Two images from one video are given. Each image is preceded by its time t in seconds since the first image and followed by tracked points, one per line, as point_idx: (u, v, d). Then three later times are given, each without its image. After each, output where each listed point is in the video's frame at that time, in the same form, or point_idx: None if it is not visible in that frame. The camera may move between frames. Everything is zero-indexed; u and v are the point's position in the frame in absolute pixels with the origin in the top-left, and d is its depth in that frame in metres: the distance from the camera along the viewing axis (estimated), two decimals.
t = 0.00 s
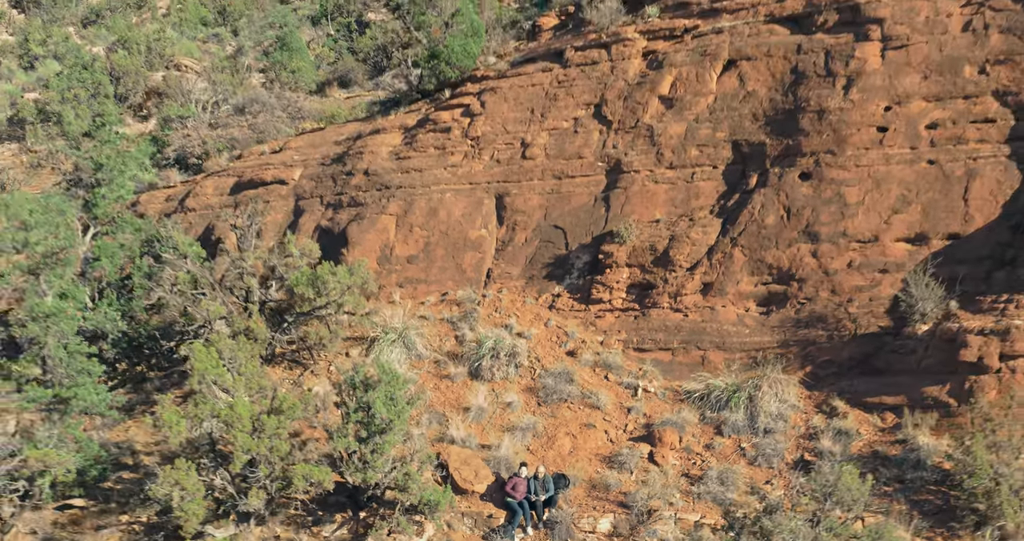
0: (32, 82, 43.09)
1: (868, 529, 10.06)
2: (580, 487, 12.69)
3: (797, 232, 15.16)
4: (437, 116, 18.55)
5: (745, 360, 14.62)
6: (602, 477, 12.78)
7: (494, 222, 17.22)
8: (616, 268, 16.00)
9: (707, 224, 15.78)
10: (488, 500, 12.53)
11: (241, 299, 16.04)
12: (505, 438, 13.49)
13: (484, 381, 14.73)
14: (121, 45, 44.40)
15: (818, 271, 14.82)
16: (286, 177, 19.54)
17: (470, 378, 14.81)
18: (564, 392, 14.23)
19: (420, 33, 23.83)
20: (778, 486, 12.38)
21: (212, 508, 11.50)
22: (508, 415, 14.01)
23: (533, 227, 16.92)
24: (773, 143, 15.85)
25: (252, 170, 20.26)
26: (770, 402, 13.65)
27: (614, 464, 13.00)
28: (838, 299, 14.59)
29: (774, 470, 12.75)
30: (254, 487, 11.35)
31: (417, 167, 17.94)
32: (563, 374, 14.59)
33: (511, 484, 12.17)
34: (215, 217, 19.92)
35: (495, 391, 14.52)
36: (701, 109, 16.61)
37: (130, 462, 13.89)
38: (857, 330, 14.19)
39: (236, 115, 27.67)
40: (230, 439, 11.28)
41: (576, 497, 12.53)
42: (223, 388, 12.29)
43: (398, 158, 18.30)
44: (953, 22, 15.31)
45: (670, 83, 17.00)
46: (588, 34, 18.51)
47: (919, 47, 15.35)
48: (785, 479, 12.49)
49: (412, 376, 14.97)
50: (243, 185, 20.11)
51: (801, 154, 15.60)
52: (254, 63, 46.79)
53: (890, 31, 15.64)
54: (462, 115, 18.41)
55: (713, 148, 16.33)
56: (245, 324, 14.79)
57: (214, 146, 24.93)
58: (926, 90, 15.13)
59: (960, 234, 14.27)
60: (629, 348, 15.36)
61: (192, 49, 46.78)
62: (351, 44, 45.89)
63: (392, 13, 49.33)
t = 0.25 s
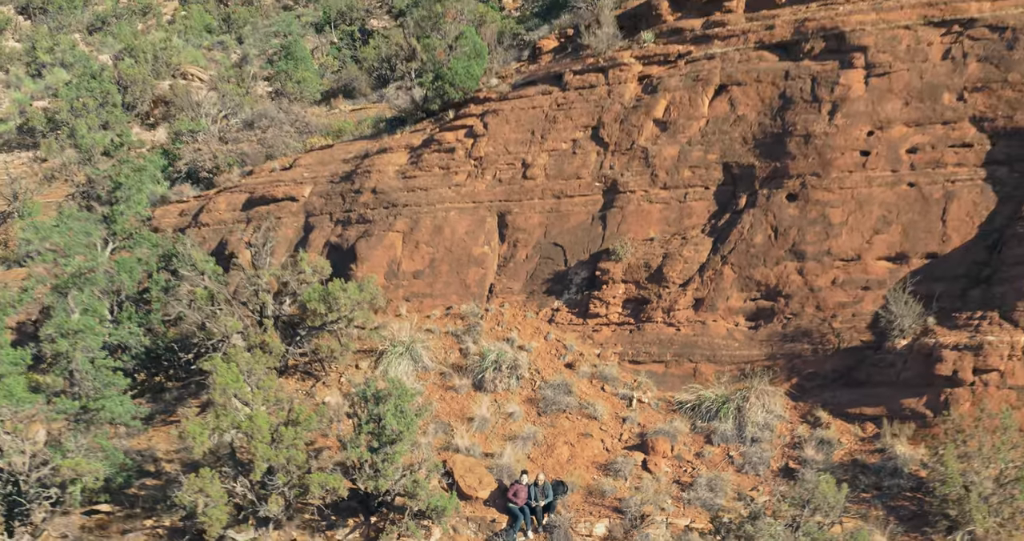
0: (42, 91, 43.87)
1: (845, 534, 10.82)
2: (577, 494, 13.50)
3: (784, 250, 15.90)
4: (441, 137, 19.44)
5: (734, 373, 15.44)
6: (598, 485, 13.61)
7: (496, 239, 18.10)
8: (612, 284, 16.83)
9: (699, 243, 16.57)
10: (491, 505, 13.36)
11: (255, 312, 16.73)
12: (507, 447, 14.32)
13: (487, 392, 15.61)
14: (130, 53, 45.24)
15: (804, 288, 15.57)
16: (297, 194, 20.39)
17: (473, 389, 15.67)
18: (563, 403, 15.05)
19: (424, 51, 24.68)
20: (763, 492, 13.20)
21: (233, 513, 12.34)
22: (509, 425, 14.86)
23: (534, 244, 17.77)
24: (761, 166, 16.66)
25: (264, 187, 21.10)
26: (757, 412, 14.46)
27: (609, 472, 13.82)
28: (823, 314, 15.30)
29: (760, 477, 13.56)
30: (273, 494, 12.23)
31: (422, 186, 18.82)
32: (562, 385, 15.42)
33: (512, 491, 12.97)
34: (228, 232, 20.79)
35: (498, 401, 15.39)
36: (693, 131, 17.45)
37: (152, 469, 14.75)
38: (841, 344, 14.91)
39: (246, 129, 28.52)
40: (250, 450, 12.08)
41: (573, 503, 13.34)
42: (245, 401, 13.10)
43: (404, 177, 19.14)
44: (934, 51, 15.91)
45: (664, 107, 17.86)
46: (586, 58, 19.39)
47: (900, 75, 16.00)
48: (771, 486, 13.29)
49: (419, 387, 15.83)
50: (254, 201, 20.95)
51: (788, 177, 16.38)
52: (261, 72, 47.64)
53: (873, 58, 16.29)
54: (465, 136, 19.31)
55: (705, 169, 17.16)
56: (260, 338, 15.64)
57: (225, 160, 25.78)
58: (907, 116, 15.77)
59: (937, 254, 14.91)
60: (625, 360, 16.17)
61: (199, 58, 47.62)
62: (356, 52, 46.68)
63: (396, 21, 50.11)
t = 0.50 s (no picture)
0: (51, 100, 44.59)
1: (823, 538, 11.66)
2: (575, 499, 14.38)
3: (772, 267, 16.71)
4: (446, 156, 20.33)
5: (725, 384, 16.23)
6: (595, 491, 14.46)
7: (498, 255, 18.95)
8: (609, 299, 17.67)
9: (691, 260, 17.41)
10: (494, 510, 14.21)
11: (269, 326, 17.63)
12: (509, 455, 15.20)
13: (490, 403, 16.50)
14: (135, 61, 45.85)
15: (791, 303, 16.39)
16: (306, 210, 21.25)
17: (477, 400, 16.57)
18: (562, 413, 15.93)
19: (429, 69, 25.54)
20: (750, 498, 14.03)
21: (252, 518, 13.20)
22: (511, 434, 15.70)
23: (534, 260, 18.61)
24: (751, 186, 17.49)
25: (275, 203, 21.95)
26: (745, 422, 15.25)
27: (605, 478, 14.69)
28: (808, 328, 16.12)
29: (747, 484, 14.38)
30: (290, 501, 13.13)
31: (427, 204, 19.71)
32: (560, 396, 16.26)
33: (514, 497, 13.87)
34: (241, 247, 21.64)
35: (500, 411, 16.27)
36: (686, 153, 18.29)
37: (173, 476, 15.75)
38: (826, 357, 15.71)
39: (255, 143, 29.36)
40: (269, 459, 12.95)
41: (572, 508, 14.19)
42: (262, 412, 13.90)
43: (410, 196, 20.03)
44: (915, 77, 16.74)
45: (658, 129, 18.73)
46: (584, 82, 20.37)
47: (883, 100, 16.83)
48: (756, 493, 14.12)
49: (426, 398, 16.72)
50: (266, 217, 21.81)
51: (776, 198, 17.20)
52: (265, 80, 48.33)
53: (857, 84, 17.11)
54: (469, 155, 20.20)
55: (697, 189, 18.00)
56: (275, 351, 16.49)
57: (235, 173, 26.60)
58: (889, 139, 16.60)
59: (917, 272, 15.69)
60: (620, 371, 17.03)
61: (204, 65, 48.29)
62: (359, 60, 47.34)
63: (398, 28, 50.78)
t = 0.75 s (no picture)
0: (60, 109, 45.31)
1: None
2: (573, 505, 15.24)
3: (761, 283, 17.52)
4: (450, 175, 21.21)
5: (715, 395, 17.04)
6: (591, 497, 15.32)
7: (500, 270, 19.84)
8: (606, 313, 18.54)
9: (684, 276, 18.25)
10: (496, 515, 15.07)
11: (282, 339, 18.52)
12: (511, 463, 16.07)
13: (492, 413, 17.38)
14: (142, 69, 46.51)
15: (778, 318, 17.19)
16: (316, 226, 22.13)
17: (481, 410, 17.45)
18: (561, 423, 16.82)
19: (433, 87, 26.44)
20: (738, 504, 14.84)
21: (269, 522, 14.03)
22: (512, 442, 16.56)
23: (534, 275, 19.48)
24: (741, 206, 18.33)
25: (285, 218, 22.81)
26: (734, 431, 16.04)
27: (601, 485, 15.55)
28: (795, 342, 16.91)
29: (736, 490, 15.20)
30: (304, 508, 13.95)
31: (432, 221, 20.60)
32: (559, 406, 17.13)
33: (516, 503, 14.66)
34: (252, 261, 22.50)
35: (503, 421, 17.16)
36: (680, 173, 19.17)
37: (191, 482, 16.55)
38: (811, 369, 16.52)
39: (264, 157, 30.24)
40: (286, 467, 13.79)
41: (570, 514, 15.07)
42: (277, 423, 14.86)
43: (416, 213, 20.92)
44: (898, 102, 17.54)
45: (653, 150, 19.61)
46: (583, 103, 21.32)
47: (867, 124, 17.65)
48: (744, 499, 14.94)
49: (431, 408, 17.60)
50: (276, 232, 22.67)
51: (765, 217, 18.03)
52: (271, 88, 49.11)
53: (843, 108, 17.94)
54: (472, 174, 21.08)
55: (690, 208, 18.85)
56: (288, 364, 17.33)
57: (244, 186, 27.42)
58: (872, 161, 17.39)
59: (898, 288, 16.43)
60: (616, 382, 17.85)
61: (209, 73, 49.01)
62: (362, 68, 48.13)
63: (401, 37, 51.55)
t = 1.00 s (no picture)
0: (69, 117, 46.06)
1: None
2: (570, 511, 16.16)
3: (751, 298, 18.37)
4: (454, 193, 22.10)
5: (707, 406, 17.90)
6: (588, 503, 16.24)
7: (502, 285, 20.71)
8: (603, 326, 19.41)
9: (678, 291, 19.09)
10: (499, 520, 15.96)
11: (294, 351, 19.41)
12: (513, 470, 16.96)
13: (495, 422, 18.27)
14: (148, 77, 47.19)
15: (767, 332, 18.00)
16: (325, 241, 23.01)
17: (483, 420, 18.33)
18: (560, 432, 17.70)
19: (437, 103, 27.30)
20: (728, 510, 15.70)
21: (285, 527, 14.87)
22: (514, 451, 17.48)
23: (535, 289, 20.36)
24: (732, 225, 19.19)
25: (295, 233, 23.71)
26: (724, 440, 16.94)
27: (598, 492, 16.45)
28: (784, 355, 17.72)
29: (726, 496, 16.07)
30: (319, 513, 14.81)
31: (437, 237, 21.50)
32: (558, 416, 18.03)
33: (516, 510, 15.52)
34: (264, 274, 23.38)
35: (504, 430, 18.05)
36: (674, 193, 20.03)
37: (209, 488, 17.52)
38: (799, 381, 17.35)
39: (272, 169, 31.10)
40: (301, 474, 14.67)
41: (568, 519, 16.00)
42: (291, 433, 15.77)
43: (421, 229, 21.80)
44: (882, 125, 18.39)
45: (649, 170, 20.51)
46: (581, 124, 22.21)
47: (853, 146, 18.50)
48: (734, 505, 15.81)
49: (436, 418, 18.49)
50: (287, 246, 23.58)
51: (755, 235, 18.86)
52: (275, 95, 49.83)
53: (829, 132, 18.76)
54: (475, 192, 21.97)
55: (684, 226, 19.73)
56: (300, 375, 18.20)
57: (253, 198, 28.23)
58: (857, 183, 18.20)
59: (882, 304, 17.27)
60: (613, 393, 18.73)
61: (215, 82, 49.76)
62: (365, 75, 48.88)
63: (403, 44, 52.27)
